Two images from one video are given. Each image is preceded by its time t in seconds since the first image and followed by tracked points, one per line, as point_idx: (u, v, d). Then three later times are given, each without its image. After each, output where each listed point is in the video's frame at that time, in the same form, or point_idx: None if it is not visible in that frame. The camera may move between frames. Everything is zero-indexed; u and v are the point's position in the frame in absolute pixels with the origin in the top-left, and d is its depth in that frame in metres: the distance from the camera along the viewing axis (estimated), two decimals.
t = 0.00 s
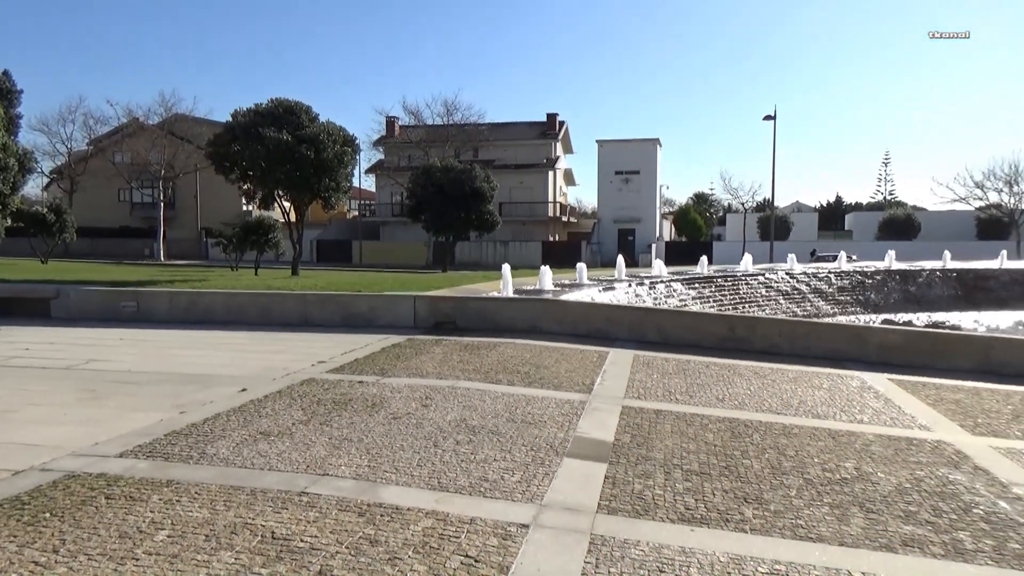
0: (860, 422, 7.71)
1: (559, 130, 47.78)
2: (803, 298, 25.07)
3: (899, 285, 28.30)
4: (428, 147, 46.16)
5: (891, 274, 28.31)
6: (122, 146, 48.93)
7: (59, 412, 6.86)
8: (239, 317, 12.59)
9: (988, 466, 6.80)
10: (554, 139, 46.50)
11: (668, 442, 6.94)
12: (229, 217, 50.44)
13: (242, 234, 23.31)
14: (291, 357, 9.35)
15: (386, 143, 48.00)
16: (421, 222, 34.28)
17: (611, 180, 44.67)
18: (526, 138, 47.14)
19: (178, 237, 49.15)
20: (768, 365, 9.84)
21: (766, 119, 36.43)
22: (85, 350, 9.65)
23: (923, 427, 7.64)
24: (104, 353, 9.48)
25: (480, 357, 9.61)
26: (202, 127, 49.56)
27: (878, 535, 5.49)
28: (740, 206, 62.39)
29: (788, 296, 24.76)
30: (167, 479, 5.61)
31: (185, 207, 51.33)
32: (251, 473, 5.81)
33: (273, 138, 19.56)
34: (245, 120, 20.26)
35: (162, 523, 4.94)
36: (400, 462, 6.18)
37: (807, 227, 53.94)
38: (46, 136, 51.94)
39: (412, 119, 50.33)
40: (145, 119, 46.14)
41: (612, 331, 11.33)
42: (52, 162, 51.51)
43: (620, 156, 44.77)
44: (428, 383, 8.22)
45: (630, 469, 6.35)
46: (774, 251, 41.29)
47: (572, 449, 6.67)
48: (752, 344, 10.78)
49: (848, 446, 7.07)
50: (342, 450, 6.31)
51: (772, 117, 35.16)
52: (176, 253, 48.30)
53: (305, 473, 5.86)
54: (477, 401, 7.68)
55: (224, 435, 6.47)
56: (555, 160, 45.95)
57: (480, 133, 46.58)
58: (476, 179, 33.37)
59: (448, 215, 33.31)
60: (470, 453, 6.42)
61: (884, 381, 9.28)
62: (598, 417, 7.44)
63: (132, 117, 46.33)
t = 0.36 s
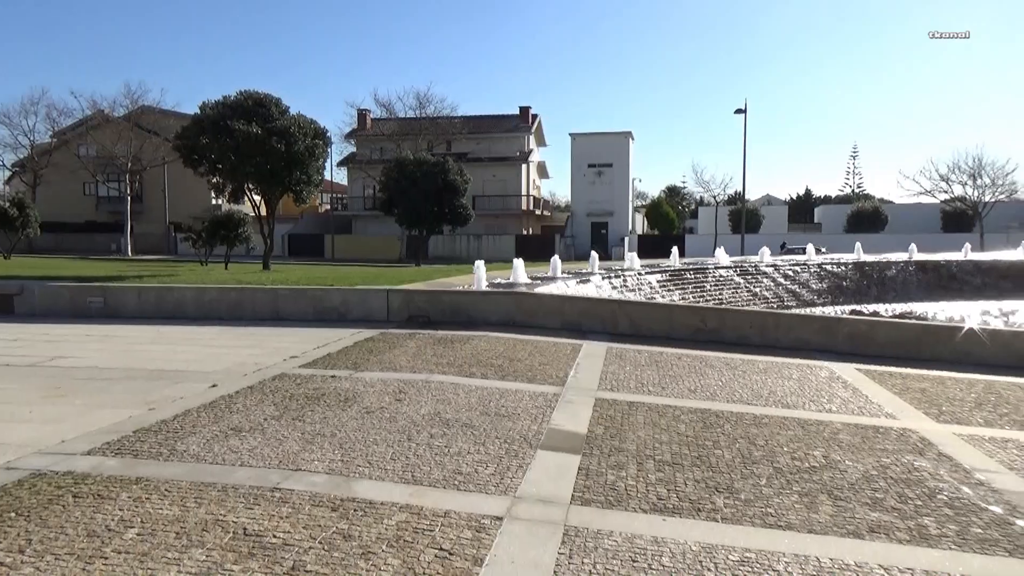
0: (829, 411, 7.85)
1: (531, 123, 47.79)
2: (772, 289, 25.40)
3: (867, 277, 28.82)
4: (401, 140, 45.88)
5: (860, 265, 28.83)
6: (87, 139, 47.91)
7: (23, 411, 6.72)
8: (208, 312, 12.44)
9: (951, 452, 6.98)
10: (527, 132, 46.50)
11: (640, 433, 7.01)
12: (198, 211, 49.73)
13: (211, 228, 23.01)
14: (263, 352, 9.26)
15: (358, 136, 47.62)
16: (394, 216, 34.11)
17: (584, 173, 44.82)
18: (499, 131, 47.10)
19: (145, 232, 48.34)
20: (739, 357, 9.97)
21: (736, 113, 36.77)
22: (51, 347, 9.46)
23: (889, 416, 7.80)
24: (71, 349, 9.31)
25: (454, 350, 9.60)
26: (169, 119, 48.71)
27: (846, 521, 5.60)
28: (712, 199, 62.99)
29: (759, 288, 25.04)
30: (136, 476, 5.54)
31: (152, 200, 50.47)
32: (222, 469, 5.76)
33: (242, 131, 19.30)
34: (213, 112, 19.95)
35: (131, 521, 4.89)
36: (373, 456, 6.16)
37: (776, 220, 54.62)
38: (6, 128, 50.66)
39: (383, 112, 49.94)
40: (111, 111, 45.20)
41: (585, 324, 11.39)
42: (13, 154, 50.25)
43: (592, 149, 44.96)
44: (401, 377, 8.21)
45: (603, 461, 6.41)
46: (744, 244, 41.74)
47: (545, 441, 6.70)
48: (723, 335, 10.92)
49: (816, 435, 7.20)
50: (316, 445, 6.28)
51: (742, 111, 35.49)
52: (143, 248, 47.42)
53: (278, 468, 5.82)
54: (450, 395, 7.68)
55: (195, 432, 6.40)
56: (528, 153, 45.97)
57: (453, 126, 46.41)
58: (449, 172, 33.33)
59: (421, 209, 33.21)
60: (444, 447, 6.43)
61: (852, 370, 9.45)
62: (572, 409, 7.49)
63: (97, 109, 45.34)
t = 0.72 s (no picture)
0: (797, 401, 7.98)
1: (503, 117, 47.76)
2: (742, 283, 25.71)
3: (836, 269, 29.34)
4: (372, 133, 45.55)
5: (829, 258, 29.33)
6: (49, 131, 46.77)
7: None
8: (176, 308, 12.26)
9: (915, 440, 7.15)
10: (498, 127, 46.48)
11: (612, 425, 7.07)
12: (165, 205, 48.91)
13: (178, 222, 22.68)
14: (234, 348, 9.16)
15: (328, 130, 47.18)
16: (365, 210, 33.90)
17: (556, 166, 44.93)
18: (470, 125, 47.02)
19: (110, 226, 47.42)
20: (710, 349, 10.08)
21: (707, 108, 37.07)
22: (13, 344, 9.25)
23: (855, 406, 7.95)
24: (34, 346, 9.11)
25: (426, 344, 9.58)
26: (135, 112, 47.77)
27: (814, 509, 5.71)
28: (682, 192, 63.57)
29: (728, 280, 25.29)
30: (103, 474, 5.46)
31: (118, 194, 49.62)
32: (192, 465, 5.69)
33: (209, 123, 19.08)
34: (179, 104, 19.70)
35: (98, 519, 4.81)
36: (345, 451, 6.14)
37: (746, 214, 55.30)
38: None
39: (354, 105, 49.48)
40: (73, 104, 44.16)
41: (558, 318, 11.43)
42: None
43: (564, 143, 45.11)
44: (374, 372, 8.17)
45: (576, 453, 6.45)
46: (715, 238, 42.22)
47: (517, 434, 6.73)
48: (694, 327, 11.04)
49: (785, 425, 7.32)
50: (287, 441, 6.24)
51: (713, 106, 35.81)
52: (110, 242, 46.43)
53: (248, 464, 5.78)
54: (423, 389, 7.67)
55: (163, 429, 6.31)
56: (500, 147, 45.96)
57: (424, 120, 46.17)
58: (420, 166, 33.23)
59: (393, 203, 33.05)
60: (417, 441, 6.42)
61: (819, 362, 9.61)
62: (544, 402, 7.53)
63: (59, 101, 44.28)
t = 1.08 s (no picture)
0: (765, 393, 8.11)
1: (475, 111, 47.69)
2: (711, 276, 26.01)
3: (806, 261, 29.79)
4: (342, 127, 45.17)
5: (799, 251, 29.77)
6: (9, 125, 45.62)
7: None
8: (143, 305, 12.08)
9: (879, 430, 7.30)
10: (470, 121, 46.41)
11: (584, 419, 7.12)
12: (131, 201, 48.07)
13: (144, 218, 22.32)
14: (201, 345, 9.06)
15: (298, 124, 46.66)
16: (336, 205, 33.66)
17: (528, 161, 45.01)
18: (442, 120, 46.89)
19: (74, 222, 46.50)
20: (681, 342, 10.18)
21: (677, 103, 37.28)
22: None
23: (822, 397, 8.11)
24: None
25: (398, 340, 9.56)
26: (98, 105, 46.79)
27: (781, 499, 5.82)
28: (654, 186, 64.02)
29: (698, 274, 25.54)
30: (68, 475, 5.37)
31: (83, 189, 48.79)
32: (159, 465, 5.63)
33: (175, 118, 18.80)
34: (144, 98, 19.39)
35: (62, 520, 4.74)
36: (316, 448, 6.11)
37: (717, 208, 55.89)
38: None
39: (324, 100, 49.01)
40: (34, 97, 43.12)
41: (531, 313, 11.45)
42: None
43: (536, 137, 45.19)
44: (345, 368, 8.14)
45: (548, 447, 6.49)
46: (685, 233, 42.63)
47: (489, 429, 6.75)
48: (665, 322, 11.13)
49: (754, 416, 7.43)
50: (257, 438, 6.19)
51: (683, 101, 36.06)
52: (75, 239, 45.50)
53: (217, 463, 5.73)
54: (394, 385, 7.66)
55: (130, 428, 6.23)
56: (472, 142, 45.90)
57: (396, 114, 45.88)
58: (392, 161, 33.05)
59: (364, 198, 32.89)
60: (388, 437, 6.41)
61: (788, 354, 9.76)
62: (516, 396, 7.55)
63: (19, 94, 43.21)
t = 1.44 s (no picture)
0: (735, 387, 8.22)
1: (446, 108, 47.58)
2: (682, 271, 26.23)
3: (777, 256, 30.25)
4: (313, 123, 44.73)
5: (770, 246, 30.21)
6: None
7: None
8: (109, 304, 11.88)
9: (847, 421, 7.44)
10: (442, 118, 46.28)
11: (557, 414, 7.15)
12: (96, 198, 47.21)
13: (110, 215, 21.94)
14: (169, 344, 8.93)
15: (267, 120, 46.08)
16: (307, 201, 33.37)
17: (500, 158, 44.99)
18: (413, 116, 46.69)
19: (37, 220, 45.54)
20: (652, 337, 10.27)
21: (648, 99, 37.50)
22: None
23: (791, 389, 8.24)
24: None
25: (370, 337, 9.52)
26: (61, 101, 45.76)
27: (752, 491, 5.90)
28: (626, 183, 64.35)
29: (670, 269, 25.75)
30: (32, 478, 5.27)
31: (45, 184, 47.91)
32: (126, 466, 5.55)
33: (141, 113, 18.49)
34: (109, 93, 19.07)
35: (26, 524, 4.66)
36: (287, 446, 6.06)
37: (688, 204, 56.37)
38: None
39: (295, 95, 48.54)
40: None
41: (503, 309, 11.47)
42: None
43: (508, 134, 45.12)
44: (317, 366, 8.08)
45: (520, 442, 6.51)
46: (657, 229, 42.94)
47: (462, 425, 6.75)
48: (636, 316, 11.21)
49: (724, 410, 7.52)
50: (227, 438, 6.13)
51: (653, 98, 36.32)
52: (38, 237, 44.54)
53: (186, 463, 5.66)
54: (367, 383, 7.62)
55: (96, 428, 6.14)
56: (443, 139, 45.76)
57: (367, 110, 45.56)
58: (363, 158, 32.80)
59: (335, 195, 32.66)
60: (361, 435, 6.39)
61: (758, 348, 9.88)
62: (489, 393, 7.57)
63: None
